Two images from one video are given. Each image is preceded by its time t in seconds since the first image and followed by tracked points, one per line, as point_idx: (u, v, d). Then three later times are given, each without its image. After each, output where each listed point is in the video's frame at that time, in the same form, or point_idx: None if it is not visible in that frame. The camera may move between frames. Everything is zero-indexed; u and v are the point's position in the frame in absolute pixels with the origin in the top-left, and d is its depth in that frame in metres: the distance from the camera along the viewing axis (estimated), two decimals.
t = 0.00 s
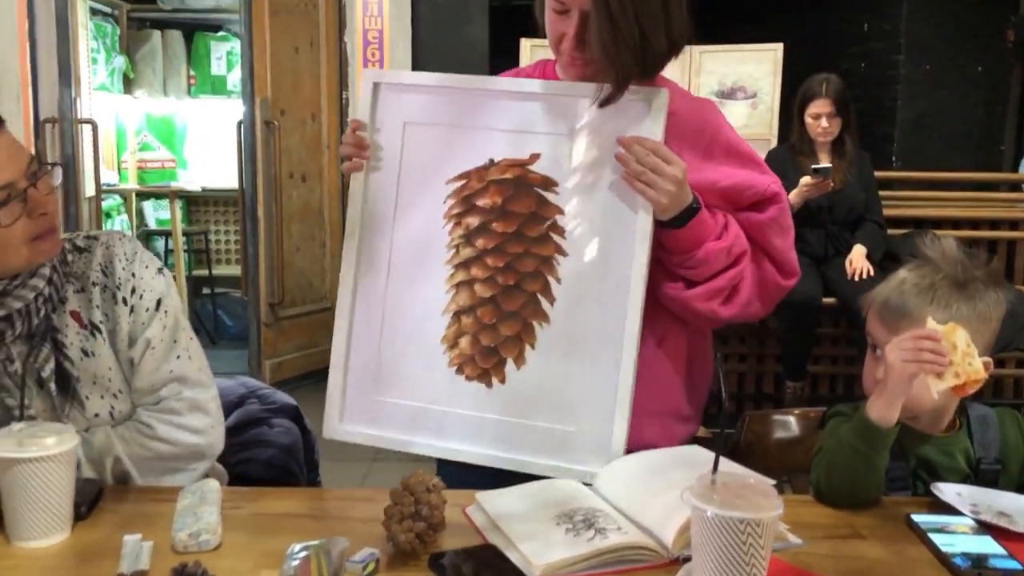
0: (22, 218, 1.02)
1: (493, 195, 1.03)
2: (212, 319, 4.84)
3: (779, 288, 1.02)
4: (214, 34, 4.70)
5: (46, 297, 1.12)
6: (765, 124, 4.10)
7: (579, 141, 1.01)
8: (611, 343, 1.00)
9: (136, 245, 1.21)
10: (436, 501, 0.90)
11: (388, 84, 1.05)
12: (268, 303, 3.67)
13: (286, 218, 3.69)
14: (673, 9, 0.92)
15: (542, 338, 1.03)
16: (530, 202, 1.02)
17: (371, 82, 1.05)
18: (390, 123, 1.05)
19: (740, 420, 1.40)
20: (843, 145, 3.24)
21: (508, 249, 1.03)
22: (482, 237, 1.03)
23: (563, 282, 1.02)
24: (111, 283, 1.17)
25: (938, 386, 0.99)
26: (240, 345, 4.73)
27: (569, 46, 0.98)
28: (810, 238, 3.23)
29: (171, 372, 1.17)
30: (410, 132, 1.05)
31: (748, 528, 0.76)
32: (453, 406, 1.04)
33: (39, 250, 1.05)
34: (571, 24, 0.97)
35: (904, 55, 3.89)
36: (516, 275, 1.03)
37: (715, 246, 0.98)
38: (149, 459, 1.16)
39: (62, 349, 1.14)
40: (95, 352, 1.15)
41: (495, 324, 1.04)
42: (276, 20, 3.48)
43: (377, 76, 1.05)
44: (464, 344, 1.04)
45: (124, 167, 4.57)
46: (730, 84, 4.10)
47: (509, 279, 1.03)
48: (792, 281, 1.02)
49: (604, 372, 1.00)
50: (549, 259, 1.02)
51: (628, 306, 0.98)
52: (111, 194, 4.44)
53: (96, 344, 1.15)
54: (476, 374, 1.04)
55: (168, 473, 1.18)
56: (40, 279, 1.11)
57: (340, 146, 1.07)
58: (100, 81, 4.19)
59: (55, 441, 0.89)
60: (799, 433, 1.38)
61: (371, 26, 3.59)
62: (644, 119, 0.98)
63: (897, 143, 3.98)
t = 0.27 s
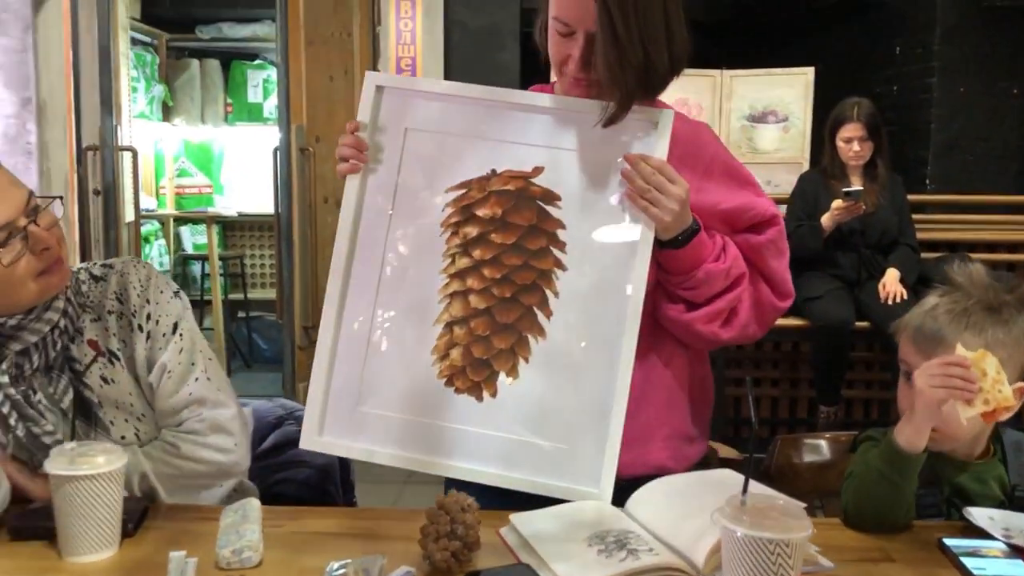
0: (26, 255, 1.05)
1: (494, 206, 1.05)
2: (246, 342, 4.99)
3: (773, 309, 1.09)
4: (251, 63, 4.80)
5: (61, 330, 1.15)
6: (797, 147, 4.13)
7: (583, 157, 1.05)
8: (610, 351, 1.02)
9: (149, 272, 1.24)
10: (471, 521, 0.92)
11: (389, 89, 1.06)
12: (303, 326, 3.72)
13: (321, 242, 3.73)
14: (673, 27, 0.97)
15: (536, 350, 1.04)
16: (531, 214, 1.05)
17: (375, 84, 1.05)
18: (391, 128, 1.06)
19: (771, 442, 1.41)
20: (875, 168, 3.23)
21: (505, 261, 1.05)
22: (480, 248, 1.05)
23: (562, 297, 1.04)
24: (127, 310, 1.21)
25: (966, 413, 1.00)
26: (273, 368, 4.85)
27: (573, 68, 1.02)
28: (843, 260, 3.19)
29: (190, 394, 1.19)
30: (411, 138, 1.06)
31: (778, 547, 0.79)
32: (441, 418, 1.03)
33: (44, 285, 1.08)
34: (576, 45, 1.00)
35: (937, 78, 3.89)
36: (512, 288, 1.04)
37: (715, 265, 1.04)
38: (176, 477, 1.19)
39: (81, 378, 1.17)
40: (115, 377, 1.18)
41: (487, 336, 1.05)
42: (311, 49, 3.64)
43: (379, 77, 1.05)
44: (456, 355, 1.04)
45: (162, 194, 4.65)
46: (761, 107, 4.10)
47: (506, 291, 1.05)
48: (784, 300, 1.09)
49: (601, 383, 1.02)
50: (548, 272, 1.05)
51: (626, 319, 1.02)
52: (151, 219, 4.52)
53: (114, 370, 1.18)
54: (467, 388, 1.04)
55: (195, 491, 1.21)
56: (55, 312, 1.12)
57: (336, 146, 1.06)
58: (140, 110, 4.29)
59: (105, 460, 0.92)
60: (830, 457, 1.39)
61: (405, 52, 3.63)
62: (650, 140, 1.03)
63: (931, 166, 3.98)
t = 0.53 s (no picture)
0: (61, 290, 1.07)
1: (492, 229, 1.07)
2: (281, 359, 4.98)
3: (767, 324, 1.11)
4: (286, 84, 4.88)
5: (97, 353, 1.18)
6: (831, 163, 4.07)
7: (579, 180, 1.07)
8: (608, 377, 1.05)
9: (181, 295, 1.27)
10: (504, 534, 0.94)
11: (385, 111, 1.08)
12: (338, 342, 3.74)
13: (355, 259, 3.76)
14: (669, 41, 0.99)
15: (536, 374, 1.06)
16: (529, 237, 1.07)
17: (370, 105, 1.07)
18: (389, 150, 1.08)
19: (803, 459, 1.42)
20: (909, 183, 3.21)
21: (506, 285, 1.07)
22: (479, 272, 1.07)
23: (561, 320, 1.07)
24: (161, 332, 1.25)
25: (996, 429, 1.01)
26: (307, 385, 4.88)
27: (574, 85, 1.03)
28: (878, 276, 3.17)
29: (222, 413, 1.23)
30: (407, 161, 1.08)
31: (805, 559, 0.81)
32: (439, 442, 1.06)
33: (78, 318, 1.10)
34: (577, 62, 1.01)
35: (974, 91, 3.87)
36: (512, 312, 1.07)
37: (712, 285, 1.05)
38: (210, 494, 1.21)
39: (117, 399, 1.20)
40: (149, 399, 1.22)
41: (487, 361, 1.07)
42: (348, 72, 3.52)
43: (372, 98, 1.07)
44: (456, 381, 1.07)
45: (200, 213, 4.71)
46: (794, 123, 4.10)
47: (505, 315, 1.07)
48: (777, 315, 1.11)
49: (598, 410, 1.05)
50: (547, 295, 1.07)
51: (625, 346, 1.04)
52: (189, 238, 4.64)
53: (149, 392, 1.22)
54: (467, 413, 1.06)
55: (229, 507, 1.23)
56: (91, 338, 1.16)
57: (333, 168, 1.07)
58: (178, 131, 4.37)
59: (152, 472, 0.96)
60: (861, 473, 1.39)
61: (438, 73, 3.93)
62: (646, 164, 1.05)
63: (968, 180, 3.96)
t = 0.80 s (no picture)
0: (90, 312, 1.10)
1: (500, 257, 1.08)
2: (308, 371, 5.05)
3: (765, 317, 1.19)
4: (312, 100, 4.95)
5: (138, 366, 1.22)
6: (853, 172, 4.07)
7: (583, 203, 1.09)
8: (632, 398, 1.08)
9: (223, 311, 1.31)
10: (524, 537, 0.97)
11: (380, 150, 1.09)
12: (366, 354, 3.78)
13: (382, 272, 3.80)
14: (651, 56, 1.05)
15: (561, 395, 1.09)
16: (539, 261, 1.08)
17: (366, 147, 1.08)
18: (389, 193, 1.09)
19: (821, 466, 1.43)
20: (931, 191, 3.21)
21: (522, 309, 1.08)
22: (492, 300, 1.08)
23: (579, 339, 1.09)
24: (201, 346, 1.28)
25: (1006, 431, 1.02)
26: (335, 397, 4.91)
27: (562, 99, 1.09)
28: (901, 285, 3.17)
29: (257, 428, 1.25)
30: (408, 198, 1.09)
31: (816, 560, 0.83)
32: (474, 472, 1.09)
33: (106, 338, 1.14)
34: (564, 78, 1.07)
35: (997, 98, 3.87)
36: (531, 336, 1.08)
37: (716, 288, 1.12)
38: (241, 508, 1.24)
39: (155, 411, 1.24)
40: (187, 412, 1.25)
41: (512, 387, 1.09)
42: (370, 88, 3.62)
43: (368, 142, 1.08)
44: (483, 410, 1.09)
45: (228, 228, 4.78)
46: (816, 132, 4.10)
47: (524, 340, 1.08)
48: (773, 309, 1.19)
49: (627, 429, 1.08)
50: (563, 316, 1.09)
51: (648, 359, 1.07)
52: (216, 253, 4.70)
53: (187, 404, 1.25)
54: (498, 440, 1.09)
55: (260, 520, 1.25)
56: (132, 350, 1.21)
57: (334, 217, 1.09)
58: (207, 147, 4.46)
59: (184, 479, 0.99)
60: (880, 480, 1.40)
61: (460, 88, 3.87)
62: (643, 172, 1.08)
63: (992, 188, 3.95)
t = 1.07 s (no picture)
0: (97, 304, 1.14)
1: (520, 270, 1.09)
2: (325, 381, 5.02)
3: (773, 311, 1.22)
4: (328, 111, 4.99)
5: (172, 364, 1.25)
6: (869, 179, 4.06)
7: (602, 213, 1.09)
8: (660, 403, 1.09)
9: (254, 314, 1.34)
10: (535, 540, 0.98)
11: (397, 172, 1.09)
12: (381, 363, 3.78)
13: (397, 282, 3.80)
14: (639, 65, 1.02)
15: (588, 405, 1.10)
16: (559, 272, 1.09)
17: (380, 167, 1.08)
18: (405, 212, 1.10)
19: (832, 471, 1.44)
20: (946, 199, 3.20)
21: (544, 321, 1.08)
22: (515, 313, 1.08)
23: (603, 348, 1.10)
24: (229, 348, 1.31)
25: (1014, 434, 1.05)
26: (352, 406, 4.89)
27: (551, 110, 1.08)
28: (916, 292, 3.16)
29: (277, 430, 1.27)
30: (423, 216, 1.10)
31: (822, 561, 0.83)
32: (503, 483, 1.10)
33: (112, 332, 1.18)
34: (552, 90, 1.06)
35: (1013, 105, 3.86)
36: (555, 347, 1.08)
37: (734, 290, 1.15)
38: (258, 513, 1.25)
39: (186, 410, 1.27)
40: (214, 412, 1.27)
41: (539, 399, 1.09)
42: (384, 99, 3.66)
43: (382, 169, 1.09)
44: (511, 422, 1.10)
45: (245, 238, 4.87)
46: (830, 140, 4.10)
47: (548, 351, 1.08)
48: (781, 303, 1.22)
49: (654, 437, 1.09)
50: (586, 326, 1.09)
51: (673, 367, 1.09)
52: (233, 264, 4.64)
53: (214, 405, 1.28)
54: (528, 452, 1.10)
55: (274, 522, 1.26)
56: (167, 345, 1.24)
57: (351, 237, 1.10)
58: (224, 159, 4.49)
59: (203, 483, 1.01)
60: (891, 485, 1.41)
61: (473, 98, 3.84)
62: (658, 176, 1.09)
63: (1009, 195, 3.93)
